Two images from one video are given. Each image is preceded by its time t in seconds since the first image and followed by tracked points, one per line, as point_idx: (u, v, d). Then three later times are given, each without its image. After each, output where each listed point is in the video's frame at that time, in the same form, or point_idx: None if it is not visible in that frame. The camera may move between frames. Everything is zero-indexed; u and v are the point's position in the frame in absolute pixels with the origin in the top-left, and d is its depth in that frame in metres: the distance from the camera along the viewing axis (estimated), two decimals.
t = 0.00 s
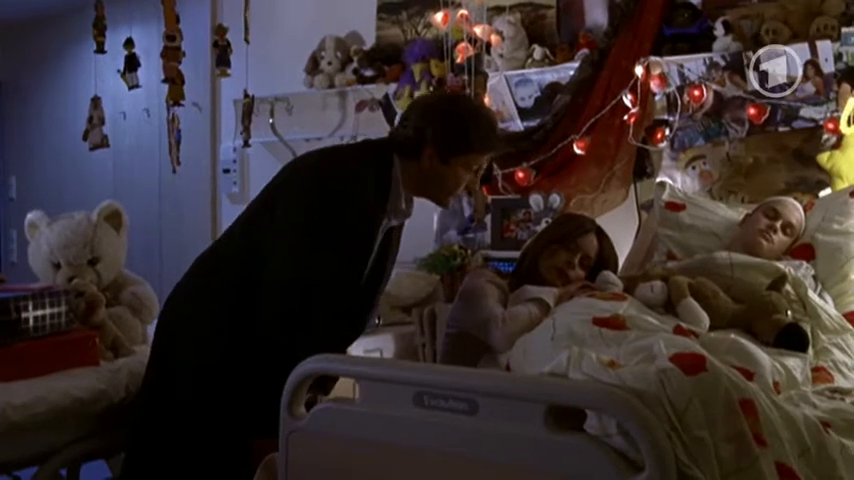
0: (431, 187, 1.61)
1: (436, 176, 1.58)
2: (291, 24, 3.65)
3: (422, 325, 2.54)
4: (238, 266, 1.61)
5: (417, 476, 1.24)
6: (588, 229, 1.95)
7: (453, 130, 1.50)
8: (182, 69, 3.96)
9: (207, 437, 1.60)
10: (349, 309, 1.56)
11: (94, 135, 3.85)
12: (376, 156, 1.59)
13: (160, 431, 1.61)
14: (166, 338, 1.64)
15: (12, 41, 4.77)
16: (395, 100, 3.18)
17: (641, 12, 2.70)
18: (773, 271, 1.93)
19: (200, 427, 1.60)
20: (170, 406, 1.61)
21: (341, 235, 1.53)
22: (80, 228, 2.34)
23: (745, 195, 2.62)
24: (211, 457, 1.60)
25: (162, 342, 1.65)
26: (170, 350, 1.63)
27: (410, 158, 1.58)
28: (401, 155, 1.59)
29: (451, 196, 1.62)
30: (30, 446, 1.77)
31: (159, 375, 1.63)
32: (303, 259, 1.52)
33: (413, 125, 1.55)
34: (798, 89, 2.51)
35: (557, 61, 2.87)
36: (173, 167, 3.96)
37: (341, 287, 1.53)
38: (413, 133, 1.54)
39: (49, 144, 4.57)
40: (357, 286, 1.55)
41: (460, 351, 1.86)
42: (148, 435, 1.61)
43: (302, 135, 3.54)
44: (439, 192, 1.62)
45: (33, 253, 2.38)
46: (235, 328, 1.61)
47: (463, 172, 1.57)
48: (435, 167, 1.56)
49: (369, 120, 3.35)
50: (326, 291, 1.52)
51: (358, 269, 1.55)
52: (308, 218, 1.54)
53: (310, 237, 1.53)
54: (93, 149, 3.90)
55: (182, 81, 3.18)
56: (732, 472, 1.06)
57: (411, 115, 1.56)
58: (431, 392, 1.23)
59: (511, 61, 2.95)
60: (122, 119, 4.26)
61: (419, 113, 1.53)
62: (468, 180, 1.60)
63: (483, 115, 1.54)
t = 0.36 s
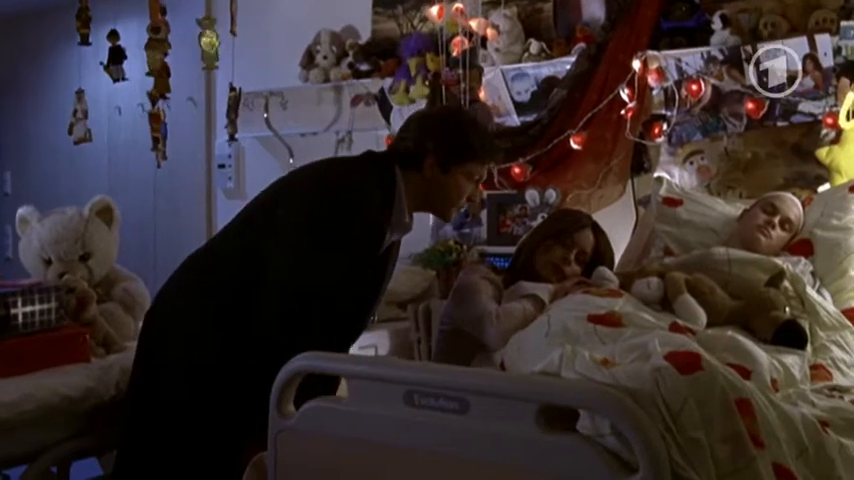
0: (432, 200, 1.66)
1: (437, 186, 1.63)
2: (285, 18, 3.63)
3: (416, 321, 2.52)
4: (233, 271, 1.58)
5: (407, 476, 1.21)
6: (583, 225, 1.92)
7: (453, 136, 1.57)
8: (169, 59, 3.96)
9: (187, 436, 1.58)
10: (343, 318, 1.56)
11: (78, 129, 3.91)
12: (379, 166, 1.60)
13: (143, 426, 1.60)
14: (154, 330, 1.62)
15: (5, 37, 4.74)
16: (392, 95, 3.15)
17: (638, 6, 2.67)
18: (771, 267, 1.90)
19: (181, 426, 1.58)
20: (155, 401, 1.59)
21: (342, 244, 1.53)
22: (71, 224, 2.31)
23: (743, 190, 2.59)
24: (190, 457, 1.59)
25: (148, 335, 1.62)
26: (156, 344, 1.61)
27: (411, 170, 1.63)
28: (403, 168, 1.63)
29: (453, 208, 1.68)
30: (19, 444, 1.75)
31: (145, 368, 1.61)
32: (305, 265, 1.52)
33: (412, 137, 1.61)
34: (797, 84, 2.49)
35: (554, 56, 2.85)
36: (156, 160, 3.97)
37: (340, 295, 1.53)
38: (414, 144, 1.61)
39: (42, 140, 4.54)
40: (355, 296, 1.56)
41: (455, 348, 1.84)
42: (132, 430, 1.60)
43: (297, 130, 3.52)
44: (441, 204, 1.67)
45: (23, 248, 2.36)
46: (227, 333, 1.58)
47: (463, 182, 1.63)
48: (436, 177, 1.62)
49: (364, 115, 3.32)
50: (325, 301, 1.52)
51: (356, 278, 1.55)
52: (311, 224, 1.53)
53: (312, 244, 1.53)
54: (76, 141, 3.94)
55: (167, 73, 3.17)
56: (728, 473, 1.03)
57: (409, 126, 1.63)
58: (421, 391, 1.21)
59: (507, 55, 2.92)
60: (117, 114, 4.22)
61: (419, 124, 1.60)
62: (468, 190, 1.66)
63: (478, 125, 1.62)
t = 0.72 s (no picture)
0: (434, 208, 1.63)
1: (438, 194, 1.61)
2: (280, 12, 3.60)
3: (411, 318, 2.49)
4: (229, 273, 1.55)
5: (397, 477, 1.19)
6: (578, 220, 1.89)
7: (454, 141, 1.54)
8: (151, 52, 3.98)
9: (168, 434, 1.57)
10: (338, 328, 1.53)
11: (59, 122, 4.13)
12: (380, 174, 1.58)
13: (125, 422, 1.58)
14: (140, 324, 1.59)
15: None
16: (386, 89, 3.11)
17: None
18: (768, 263, 1.88)
19: (164, 425, 1.56)
20: (138, 397, 1.58)
21: (341, 252, 1.50)
22: (62, 220, 2.29)
23: (741, 186, 2.56)
24: (170, 456, 1.57)
25: (134, 329, 1.60)
26: (141, 339, 1.58)
27: (412, 178, 1.60)
28: (404, 176, 1.61)
29: (455, 216, 1.65)
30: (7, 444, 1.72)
31: (128, 362, 1.59)
32: (303, 272, 1.49)
33: (412, 143, 1.60)
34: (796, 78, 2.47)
35: (549, 50, 2.82)
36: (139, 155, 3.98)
37: (335, 308, 1.50)
38: (414, 151, 1.59)
39: (30, 136, 4.50)
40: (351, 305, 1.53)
41: (447, 346, 1.81)
42: (114, 424, 1.59)
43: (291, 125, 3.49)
44: (442, 212, 1.64)
45: (13, 244, 2.33)
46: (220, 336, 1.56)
47: (464, 190, 1.60)
48: (437, 185, 1.59)
49: (359, 110, 3.30)
50: (321, 313, 1.49)
51: (352, 287, 1.52)
52: (310, 229, 1.50)
53: (311, 251, 1.50)
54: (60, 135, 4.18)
55: (151, 67, 3.16)
56: (723, 475, 1.01)
57: (410, 134, 1.61)
58: (409, 391, 1.18)
59: (503, 49, 2.89)
60: (110, 109, 4.18)
61: (419, 130, 1.58)
62: (470, 197, 1.62)
63: (480, 130, 1.59)
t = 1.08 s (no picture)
0: (433, 208, 1.61)
1: (437, 195, 1.58)
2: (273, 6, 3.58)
3: (405, 315, 2.46)
4: (224, 275, 1.52)
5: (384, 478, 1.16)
6: (572, 217, 1.86)
7: (454, 142, 1.52)
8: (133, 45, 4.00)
9: (159, 433, 1.55)
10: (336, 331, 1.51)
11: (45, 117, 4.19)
12: (379, 175, 1.55)
13: (116, 420, 1.56)
14: (129, 322, 1.57)
15: None
16: (380, 84, 3.09)
17: None
18: (764, 259, 1.85)
19: (154, 424, 1.55)
20: (127, 394, 1.56)
21: (342, 254, 1.48)
22: (50, 216, 2.25)
23: (737, 182, 2.54)
24: (160, 455, 1.55)
25: (123, 327, 1.57)
26: (131, 338, 1.56)
27: (411, 179, 1.57)
28: (403, 177, 1.58)
29: (455, 215, 1.62)
30: None
31: (116, 360, 1.57)
32: (303, 274, 1.46)
33: (409, 143, 1.57)
34: (792, 72, 2.43)
35: (544, 44, 2.79)
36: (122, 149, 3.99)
37: (336, 308, 1.48)
38: (411, 151, 1.56)
39: (21, 132, 4.47)
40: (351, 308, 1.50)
41: (439, 345, 1.79)
42: (102, 422, 1.57)
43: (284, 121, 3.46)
44: (442, 211, 1.61)
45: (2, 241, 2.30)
46: (211, 338, 1.53)
47: (463, 189, 1.57)
48: (436, 185, 1.57)
49: (352, 105, 3.27)
50: (321, 313, 1.47)
51: (352, 289, 1.50)
52: (311, 231, 1.48)
53: (312, 253, 1.47)
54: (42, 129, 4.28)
55: (133, 60, 3.15)
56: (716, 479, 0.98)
57: (406, 133, 1.58)
58: (396, 392, 1.16)
59: (497, 44, 2.85)
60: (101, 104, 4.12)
61: (415, 131, 1.55)
62: (470, 196, 1.60)
63: (479, 130, 1.57)
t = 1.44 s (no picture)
0: (431, 207, 1.58)
1: (435, 192, 1.56)
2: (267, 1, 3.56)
3: (399, 313, 2.43)
4: (221, 273, 1.49)
5: None
6: (567, 214, 1.83)
7: (454, 137, 1.51)
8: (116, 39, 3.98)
9: (150, 433, 1.52)
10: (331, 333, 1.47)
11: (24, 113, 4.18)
12: (380, 173, 1.53)
13: (107, 419, 1.53)
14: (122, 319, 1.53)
15: None
16: (374, 80, 3.06)
17: None
18: (762, 257, 1.82)
19: (145, 424, 1.51)
20: (119, 394, 1.53)
21: (339, 254, 1.44)
22: (39, 213, 2.19)
23: (735, 178, 2.51)
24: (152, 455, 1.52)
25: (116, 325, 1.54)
26: (124, 337, 1.52)
27: (409, 175, 1.56)
28: (401, 175, 1.56)
29: (453, 215, 1.59)
30: None
31: (109, 358, 1.54)
32: (300, 274, 1.42)
33: (408, 140, 1.55)
34: (790, 68, 2.41)
35: (540, 40, 2.76)
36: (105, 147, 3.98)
37: (334, 309, 1.45)
38: (411, 146, 1.54)
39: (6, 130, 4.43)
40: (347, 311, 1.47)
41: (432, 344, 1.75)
42: (93, 421, 1.54)
43: (280, 117, 3.44)
44: (440, 211, 1.58)
45: None
46: (207, 336, 1.50)
47: (464, 187, 1.54)
48: (435, 180, 1.54)
49: (347, 101, 3.26)
50: (319, 314, 1.43)
51: (348, 291, 1.46)
52: (308, 229, 1.44)
53: (308, 253, 1.43)
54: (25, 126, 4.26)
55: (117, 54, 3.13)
56: None
57: (407, 130, 1.56)
58: (383, 393, 1.13)
59: (493, 40, 2.83)
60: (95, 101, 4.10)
61: (416, 128, 1.54)
62: (470, 196, 1.56)
63: (478, 127, 1.56)
